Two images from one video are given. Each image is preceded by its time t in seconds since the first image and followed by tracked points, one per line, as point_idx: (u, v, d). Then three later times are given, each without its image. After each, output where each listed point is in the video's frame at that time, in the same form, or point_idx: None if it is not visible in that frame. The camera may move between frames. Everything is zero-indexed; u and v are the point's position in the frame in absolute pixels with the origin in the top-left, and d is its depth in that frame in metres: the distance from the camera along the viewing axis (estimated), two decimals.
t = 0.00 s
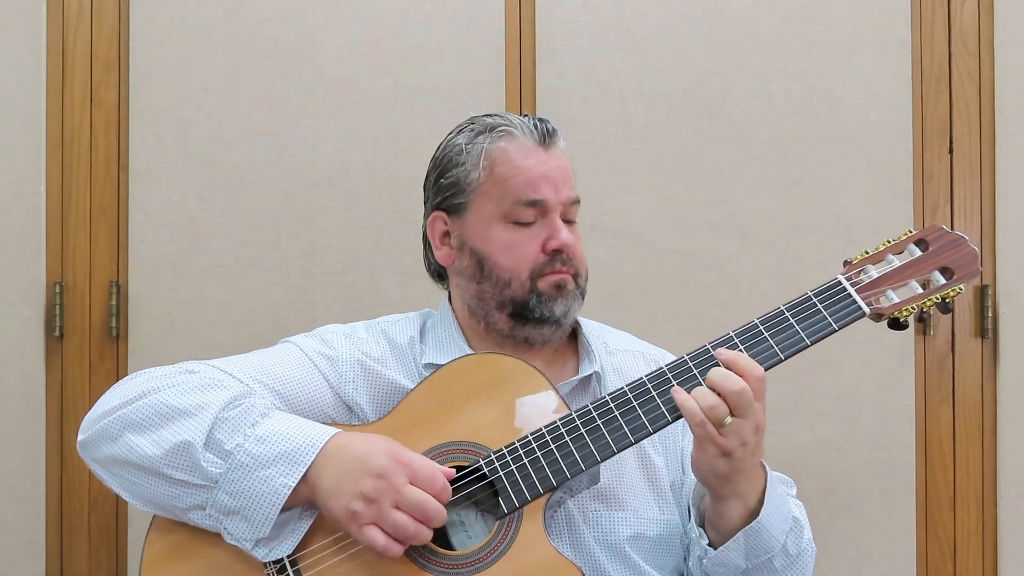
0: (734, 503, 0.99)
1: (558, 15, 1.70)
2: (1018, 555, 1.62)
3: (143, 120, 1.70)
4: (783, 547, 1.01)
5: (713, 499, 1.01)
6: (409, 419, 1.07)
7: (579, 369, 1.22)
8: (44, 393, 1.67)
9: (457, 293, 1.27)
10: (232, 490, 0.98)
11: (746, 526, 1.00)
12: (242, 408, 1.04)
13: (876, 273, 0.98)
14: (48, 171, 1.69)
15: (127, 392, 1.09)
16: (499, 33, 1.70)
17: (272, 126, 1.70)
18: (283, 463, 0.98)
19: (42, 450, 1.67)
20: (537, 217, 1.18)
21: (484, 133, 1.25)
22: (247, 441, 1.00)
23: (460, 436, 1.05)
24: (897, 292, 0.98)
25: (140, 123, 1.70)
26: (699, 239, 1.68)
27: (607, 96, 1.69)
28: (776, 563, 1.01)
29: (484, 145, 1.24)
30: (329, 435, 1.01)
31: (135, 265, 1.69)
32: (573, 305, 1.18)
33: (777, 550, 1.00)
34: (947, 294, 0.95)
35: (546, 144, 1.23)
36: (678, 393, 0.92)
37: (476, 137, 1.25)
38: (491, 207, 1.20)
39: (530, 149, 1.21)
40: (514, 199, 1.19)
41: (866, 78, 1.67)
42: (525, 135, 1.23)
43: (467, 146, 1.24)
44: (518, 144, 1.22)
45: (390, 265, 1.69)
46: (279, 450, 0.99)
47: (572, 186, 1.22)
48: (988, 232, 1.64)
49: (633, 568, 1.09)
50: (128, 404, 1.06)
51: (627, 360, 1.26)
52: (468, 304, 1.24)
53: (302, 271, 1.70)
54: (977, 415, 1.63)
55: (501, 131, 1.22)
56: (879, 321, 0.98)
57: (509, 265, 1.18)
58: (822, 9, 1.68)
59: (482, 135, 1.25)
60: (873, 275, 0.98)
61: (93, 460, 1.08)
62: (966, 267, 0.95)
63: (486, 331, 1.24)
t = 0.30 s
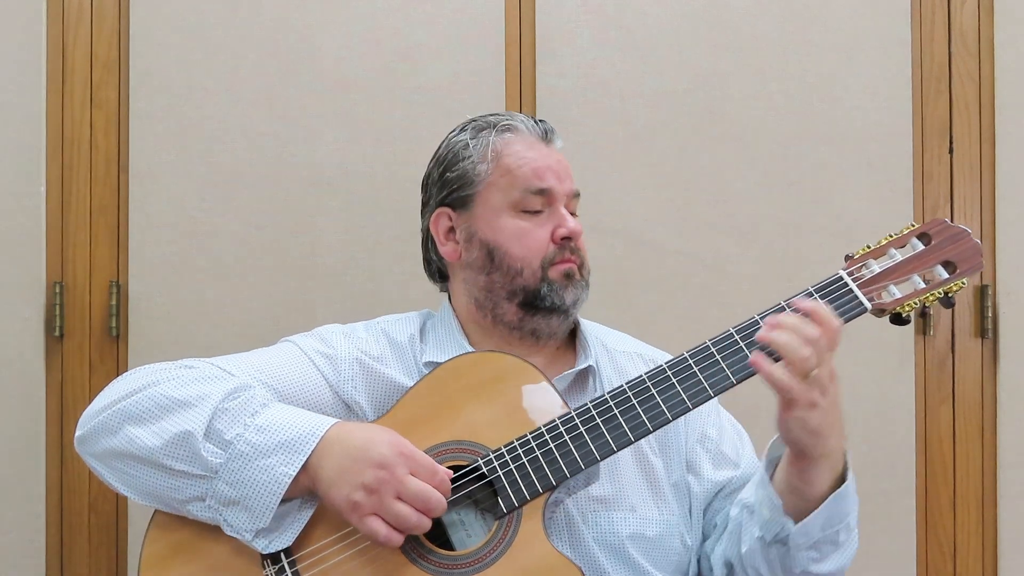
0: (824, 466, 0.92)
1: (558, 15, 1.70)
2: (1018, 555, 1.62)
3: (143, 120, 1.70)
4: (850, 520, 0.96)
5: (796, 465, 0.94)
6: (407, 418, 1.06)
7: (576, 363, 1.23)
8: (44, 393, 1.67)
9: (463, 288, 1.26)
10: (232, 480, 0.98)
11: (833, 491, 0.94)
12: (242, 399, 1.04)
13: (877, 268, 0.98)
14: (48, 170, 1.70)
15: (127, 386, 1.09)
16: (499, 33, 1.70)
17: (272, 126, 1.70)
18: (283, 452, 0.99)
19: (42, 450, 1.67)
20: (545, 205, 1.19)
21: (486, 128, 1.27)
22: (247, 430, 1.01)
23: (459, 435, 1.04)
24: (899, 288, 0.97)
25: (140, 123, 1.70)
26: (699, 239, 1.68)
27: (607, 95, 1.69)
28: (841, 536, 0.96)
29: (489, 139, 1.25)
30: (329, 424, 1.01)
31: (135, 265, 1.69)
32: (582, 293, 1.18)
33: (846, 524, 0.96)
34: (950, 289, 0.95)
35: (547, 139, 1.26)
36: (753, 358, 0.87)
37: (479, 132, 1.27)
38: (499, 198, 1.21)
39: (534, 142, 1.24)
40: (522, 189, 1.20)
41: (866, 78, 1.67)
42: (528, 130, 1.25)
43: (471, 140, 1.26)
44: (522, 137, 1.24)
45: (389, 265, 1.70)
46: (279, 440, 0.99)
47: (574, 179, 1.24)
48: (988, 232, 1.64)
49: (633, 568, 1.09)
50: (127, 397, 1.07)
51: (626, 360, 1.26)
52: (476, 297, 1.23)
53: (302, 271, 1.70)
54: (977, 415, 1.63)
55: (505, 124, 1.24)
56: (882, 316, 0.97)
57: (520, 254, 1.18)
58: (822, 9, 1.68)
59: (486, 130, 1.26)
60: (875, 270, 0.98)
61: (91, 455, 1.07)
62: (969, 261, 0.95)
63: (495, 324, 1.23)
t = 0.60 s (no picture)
0: (827, 451, 0.96)
1: (558, 15, 1.70)
2: (1018, 555, 1.62)
3: (143, 120, 1.70)
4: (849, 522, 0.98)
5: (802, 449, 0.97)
6: (408, 418, 1.06)
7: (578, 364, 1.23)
8: (44, 393, 1.67)
9: (467, 289, 1.26)
10: (236, 475, 0.98)
11: (834, 483, 0.97)
12: (246, 395, 1.04)
13: (875, 272, 0.98)
14: (49, 171, 1.70)
15: (131, 383, 1.09)
16: (499, 33, 1.71)
17: (272, 126, 1.70)
18: (288, 448, 0.99)
19: (42, 450, 1.67)
20: (547, 207, 1.19)
21: (488, 129, 1.26)
22: (252, 426, 1.01)
23: (461, 435, 1.04)
24: (896, 291, 0.98)
25: (140, 123, 1.70)
26: (699, 239, 1.68)
27: (607, 96, 1.69)
28: (840, 536, 0.98)
29: (491, 141, 1.25)
30: (333, 420, 1.01)
31: (135, 265, 1.69)
32: (586, 294, 1.18)
33: (846, 523, 0.97)
34: (946, 293, 0.94)
35: (549, 140, 1.25)
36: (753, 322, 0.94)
37: (481, 133, 1.26)
38: (502, 200, 1.21)
39: (536, 144, 1.23)
40: (524, 191, 1.20)
41: (866, 78, 1.67)
42: (530, 131, 1.25)
43: (473, 142, 1.25)
44: (524, 138, 1.24)
45: (390, 265, 1.70)
46: (283, 436, 1.00)
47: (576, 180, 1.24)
48: (988, 232, 1.64)
49: (636, 567, 1.09)
50: (132, 394, 1.07)
51: (627, 360, 1.26)
52: (479, 299, 1.23)
53: (302, 271, 1.70)
54: (977, 415, 1.63)
55: (507, 126, 1.23)
56: (880, 320, 0.98)
57: (523, 255, 1.18)
58: (822, 10, 1.68)
59: (488, 131, 1.26)
60: (873, 273, 0.98)
61: (95, 452, 1.07)
62: (966, 265, 0.95)
63: (499, 325, 1.23)
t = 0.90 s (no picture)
0: (823, 457, 0.96)
1: (558, 15, 1.70)
2: (1018, 555, 1.62)
3: (143, 120, 1.70)
4: (843, 527, 0.98)
5: (798, 453, 0.97)
6: (411, 420, 1.06)
7: (580, 367, 1.23)
8: (44, 393, 1.67)
9: (468, 294, 1.26)
10: (237, 479, 0.98)
11: (828, 488, 0.97)
12: (247, 398, 1.04)
13: (878, 277, 0.98)
14: (49, 171, 1.69)
15: (132, 385, 1.09)
16: (499, 32, 1.70)
17: (272, 126, 1.70)
18: (289, 451, 0.99)
19: (42, 450, 1.67)
20: (549, 215, 1.18)
21: (491, 133, 1.25)
22: (253, 430, 1.00)
23: (462, 437, 1.04)
24: (900, 296, 0.98)
25: (140, 124, 1.70)
26: (699, 238, 1.68)
27: (607, 95, 1.69)
28: (834, 541, 0.98)
29: (494, 145, 1.24)
30: (334, 423, 1.01)
31: (135, 265, 1.69)
32: (586, 301, 1.18)
33: (839, 529, 0.98)
34: (950, 298, 0.94)
35: (553, 143, 1.24)
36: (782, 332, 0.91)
37: (484, 137, 1.25)
38: (504, 207, 1.20)
39: (539, 149, 1.22)
40: (526, 198, 1.19)
41: (866, 78, 1.67)
42: (533, 134, 1.23)
43: (476, 146, 1.24)
44: (527, 143, 1.23)
45: (390, 265, 1.70)
46: (284, 439, 0.99)
47: (579, 185, 1.23)
48: (988, 232, 1.65)
49: (637, 567, 1.09)
50: (133, 396, 1.06)
51: (629, 361, 1.26)
52: (479, 305, 1.24)
53: (302, 271, 1.70)
54: (977, 416, 1.64)
55: (510, 130, 1.22)
56: (883, 325, 0.98)
57: (523, 264, 1.18)
58: (822, 10, 1.68)
59: (491, 135, 1.25)
60: (876, 278, 0.98)
61: (96, 454, 1.07)
62: (970, 271, 0.95)
63: (498, 331, 1.24)
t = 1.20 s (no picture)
0: (829, 456, 0.96)
1: (558, 15, 1.70)
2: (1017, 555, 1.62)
3: (143, 120, 1.70)
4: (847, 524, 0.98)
5: (803, 454, 0.97)
6: (412, 420, 1.06)
7: (581, 369, 1.22)
8: (44, 393, 1.67)
9: (467, 297, 1.26)
10: (241, 468, 0.98)
11: (834, 487, 0.98)
12: (251, 391, 1.05)
13: (879, 277, 0.98)
14: (48, 171, 1.69)
15: (135, 381, 1.09)
16: (499, 32, 1.70)
17: (272, 126, 1.70)
18: (292, 440, 0.99)
19: (42, 450, 1.67)
20: (550, 219, 1.18)
21: (493, 135, 1.25)
22: (257, 420, 1.01)
23: (462, 437, 1.04)
24: (900, 296, 0.98)
25: (140, 123, 1.70)
26: (699, 238, 1.68)
27: (607, 95, 1.69)
28: (840, 538, 0.98)
29: (495, 147, 1.24)
30: (338, 414, 1.02)
31: (135, 265, 1.69)
32: (587, 305, 1.18)
33: (845, 525, 0.98)
34: (951, 298, 0.94)
35: (555, 145, 1.23)
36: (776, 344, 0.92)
37: (486, 139, 1.25)
38: (505, 210, 1.20)
39: (541, 152, 1.22)
40: (528, 202, 1.19)
41: (866, 78, 1.67)
42: (535, 137, 1.23)
43: (477, 148, 1.24)
44: (529, 145, 1.22)
45: (389, 265, 1.70)
46: (288, 428, 1.00)
47: (581, 188, 1.22)
48: (988, 232, 1.65)
49: (638, 567, 1.09)
50: (136, 391, 1.07)
51: (629, 361, 1.26)
52: (479, 307, 1.24)
53: (302, 271, 1.70)
54: (977, 415, 1.64)
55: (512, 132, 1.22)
56: (883, 325, 0.98)
57: (524, 268, 1.18)
58: (823, 10, 1.68)
59: (493, 136, 1.25)
60: (876, 278, 0.98)
61: (97, 450, 1.07)
62: (970, 271, 0.95)
63: (498, 334, 1.24)
